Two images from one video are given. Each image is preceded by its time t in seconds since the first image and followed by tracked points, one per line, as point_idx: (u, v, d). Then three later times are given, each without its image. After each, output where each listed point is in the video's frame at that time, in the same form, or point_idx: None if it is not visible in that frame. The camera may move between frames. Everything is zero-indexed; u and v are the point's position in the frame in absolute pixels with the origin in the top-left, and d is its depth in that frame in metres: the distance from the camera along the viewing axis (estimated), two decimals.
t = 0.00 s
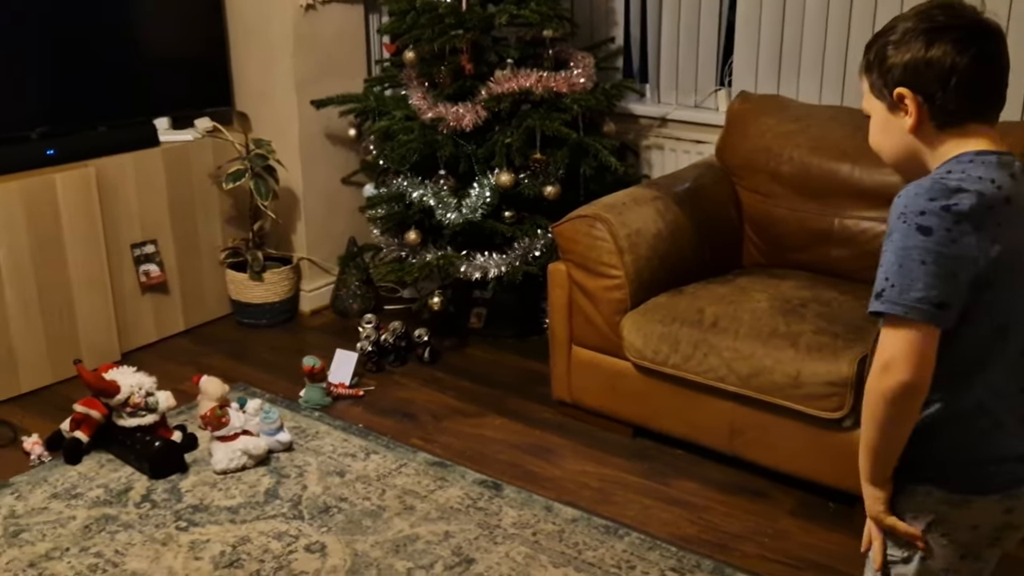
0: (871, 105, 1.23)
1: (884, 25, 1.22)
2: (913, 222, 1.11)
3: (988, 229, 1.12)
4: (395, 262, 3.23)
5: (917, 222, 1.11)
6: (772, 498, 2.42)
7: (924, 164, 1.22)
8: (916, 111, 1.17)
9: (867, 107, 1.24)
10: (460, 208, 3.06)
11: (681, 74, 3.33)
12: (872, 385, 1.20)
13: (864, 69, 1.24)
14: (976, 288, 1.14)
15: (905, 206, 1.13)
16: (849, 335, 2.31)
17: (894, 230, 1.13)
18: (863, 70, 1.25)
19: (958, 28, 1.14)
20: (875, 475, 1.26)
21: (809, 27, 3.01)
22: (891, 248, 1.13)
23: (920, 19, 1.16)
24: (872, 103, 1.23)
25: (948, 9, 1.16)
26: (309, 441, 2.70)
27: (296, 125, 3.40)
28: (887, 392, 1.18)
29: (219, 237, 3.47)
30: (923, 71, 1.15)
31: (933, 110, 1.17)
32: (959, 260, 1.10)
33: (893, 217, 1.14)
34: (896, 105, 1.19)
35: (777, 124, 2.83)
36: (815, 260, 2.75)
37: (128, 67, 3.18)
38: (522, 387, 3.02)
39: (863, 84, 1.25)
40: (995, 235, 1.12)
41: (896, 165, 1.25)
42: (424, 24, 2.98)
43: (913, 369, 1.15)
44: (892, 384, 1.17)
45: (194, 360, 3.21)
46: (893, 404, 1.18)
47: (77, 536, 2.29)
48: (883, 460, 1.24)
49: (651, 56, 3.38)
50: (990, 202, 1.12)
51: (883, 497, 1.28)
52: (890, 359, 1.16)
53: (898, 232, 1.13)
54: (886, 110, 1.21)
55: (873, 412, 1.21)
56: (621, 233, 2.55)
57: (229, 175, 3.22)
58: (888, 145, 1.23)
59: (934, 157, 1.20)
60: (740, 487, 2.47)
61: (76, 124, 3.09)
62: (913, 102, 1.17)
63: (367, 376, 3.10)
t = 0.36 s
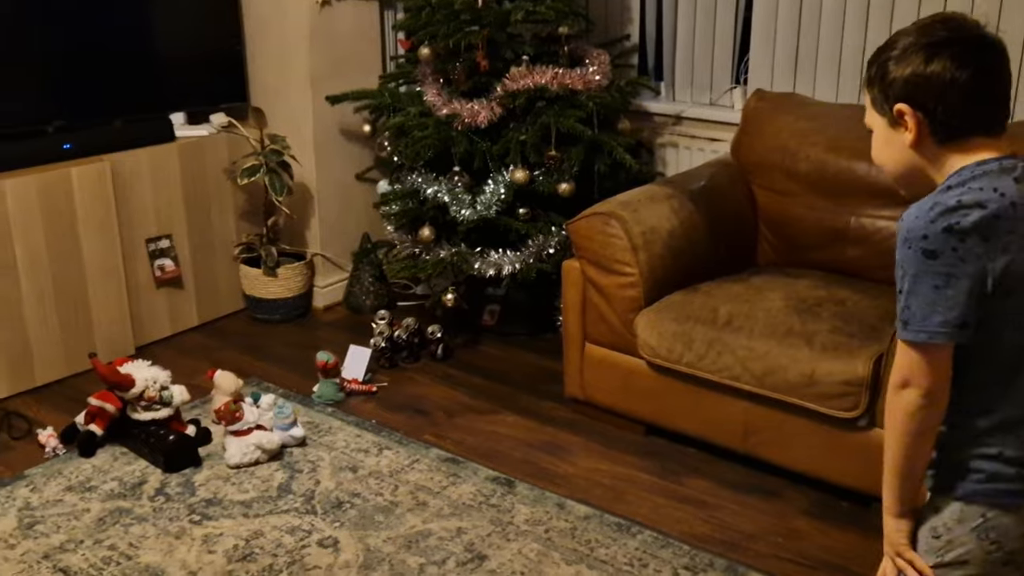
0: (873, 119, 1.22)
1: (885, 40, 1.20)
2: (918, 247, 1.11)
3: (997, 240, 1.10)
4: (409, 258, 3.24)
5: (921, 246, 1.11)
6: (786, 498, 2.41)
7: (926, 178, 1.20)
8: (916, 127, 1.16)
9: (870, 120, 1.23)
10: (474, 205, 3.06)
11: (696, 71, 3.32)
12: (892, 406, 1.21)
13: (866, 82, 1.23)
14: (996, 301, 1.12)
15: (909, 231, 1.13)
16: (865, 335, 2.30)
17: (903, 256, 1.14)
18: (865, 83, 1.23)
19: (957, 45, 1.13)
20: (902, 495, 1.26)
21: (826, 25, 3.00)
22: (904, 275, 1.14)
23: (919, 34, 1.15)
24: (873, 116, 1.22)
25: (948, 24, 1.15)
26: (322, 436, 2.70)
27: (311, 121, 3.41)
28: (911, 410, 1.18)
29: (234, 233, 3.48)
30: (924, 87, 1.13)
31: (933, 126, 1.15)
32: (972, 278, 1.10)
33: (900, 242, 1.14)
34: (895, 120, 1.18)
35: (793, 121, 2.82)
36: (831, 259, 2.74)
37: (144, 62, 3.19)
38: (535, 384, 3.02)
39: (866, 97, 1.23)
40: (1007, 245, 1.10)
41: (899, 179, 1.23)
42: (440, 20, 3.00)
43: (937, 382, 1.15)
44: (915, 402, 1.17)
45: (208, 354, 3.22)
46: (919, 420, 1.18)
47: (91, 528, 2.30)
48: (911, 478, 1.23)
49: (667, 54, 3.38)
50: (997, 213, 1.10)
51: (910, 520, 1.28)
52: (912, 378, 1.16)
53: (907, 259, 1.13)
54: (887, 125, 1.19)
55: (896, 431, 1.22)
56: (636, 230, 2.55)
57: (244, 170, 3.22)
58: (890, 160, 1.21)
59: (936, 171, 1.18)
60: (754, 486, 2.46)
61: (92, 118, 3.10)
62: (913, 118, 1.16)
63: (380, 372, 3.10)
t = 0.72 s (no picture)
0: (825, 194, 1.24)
1: (830, 112, 1.21)
2: (901, 316, 1.14)
3: (979, 286, 1.12)
4: (419, 251, 3.24)
5: (902, 315, 1.14)
6: (796, 493, 2.41)
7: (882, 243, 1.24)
8: (869, 210, 1.19)
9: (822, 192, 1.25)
10: (484, 199, 3.06)
11: (707, 65, 3.31)
12: (906, 473, 1.22)
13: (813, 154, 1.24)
14: (998, 343, 1.14)
15: (888, 303, 1.16)
16: (875, 329, 2.29)
17: (889, 325, 1.17)
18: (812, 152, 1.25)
19: (903, 129, 1.13)
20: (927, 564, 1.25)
21: (839, 19, 2.98)
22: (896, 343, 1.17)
23: (864, 119, 1.15)
24: (825, 190, 1.24)
25: (891, 103, 1.15)
26: (332, 428, 2.71)
27: (322, 113, 3.41)
28: (929, 472, 1.20)
29: (244, 225, 3.49)
30: (874, 174, 1.15)
31: (887, 210, 1.17)
32: (964, 331, 1.13)
33: (883, 312, 1.17)
34: (850, 203, 1.20)
35: (804, 115, 2.80)
36: (843, 254, 2.73)
37: (155, 54, 3.19)
38: (545, 377, 3.02)
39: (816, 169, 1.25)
40: (993, 287, 1.12)
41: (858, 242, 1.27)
42: (451, 13, 3.01)
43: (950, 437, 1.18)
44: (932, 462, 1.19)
45: (219, 346, 3.23)
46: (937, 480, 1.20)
47: (102, 519, 2.31)
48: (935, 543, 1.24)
49: (678, 47, 3.36)
50: (971, 261, 1.12)
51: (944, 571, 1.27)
52: (926, 437, 1.19)
53: (893, 328, 1.16)
54: (840, 203, 1.22)
55: (914, 496, 1.23)
56: (646, 224, 2.54)
57: (254, 163, 3.22)
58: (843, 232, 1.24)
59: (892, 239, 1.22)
60: (763, 481, 2.46)
61: (103, 110, 3.11)
62: (865, 202, 1.18)
63: (390, 365, 3.11)
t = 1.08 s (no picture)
0: (802, 232, 1.36)
1: (801, 156, 1.34)
2: (898, 339, 1.26)
3: (968, 302, 1.25)
4: (425, 246, 3.24)
5: (900, 338, 1.26)
6: (801, 488, 2.41)
7: (858, 272, 1.36)
8: (847, 241, 1.31)
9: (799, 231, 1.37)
10: (491, 194, 3.08)
11: (713, 60, 3.30)
12: (919, 493, 1.34)
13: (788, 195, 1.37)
14: (992, 351, 1.26)
15: (884, 330, 1.28)
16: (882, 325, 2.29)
17: (887, 351, 1.29)
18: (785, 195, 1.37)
19: (875, 167, 1.27)
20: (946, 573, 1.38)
21: (846, 14, 2.98)
22: (896, 367, 1.29)
23: (838, 159, 1.28)
24: (801, 229, 1.36)
25: (860, 143, 1.29)
26: (338, 423, 2.72)
27: (327, 108, 3.41)
28: (941, 490, 1.31)
29: (250, 221, 3.49)
30: (850, 207, 1.28)
31: (864, 240, 1.29)
32: (959, 345, 1.25)
33: (879, 338, 1.29)
34: (828, 237, 1.32)
35: (811, 110, 2.79)
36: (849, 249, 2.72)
37: (162, 51, 3.20)
38: (551, 373, 3.02)
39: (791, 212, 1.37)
40: (982, 299, 1.25)
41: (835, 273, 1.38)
42: (456, 9, 3.01)
43: (955, 455, 1.31)
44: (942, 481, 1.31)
45: (225, 342, 3.24)
46: (948, 498, 1.32)
47: (110, 514, 2.32)
48: (951, 556, 1.35)
49: (684, 42, 3.35)
50: (955, 277, 1.25)
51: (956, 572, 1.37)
52: (934, 457, 1.31)
53: (890, 353, 1.28)
54: (818, 238, 1.33)
55: (928, 514, 1.34)
56: (652, 219, 2.54)
57: (260, 159, 3.22)
58: (824, 264, 1.36)
59: (868, 268, 1.34)
60: (769, 476, 2.46)
61: (110, 107, 3.12)
62: (843, 234, 1.30)
63: (396, 360, 3.11)
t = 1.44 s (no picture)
0: (803, 228, 1.36)
1: (808, 153, 1.33)
2: (898, 333, 1.26)
3: (969, 294, 1.25)
4: (430, 244, 3.25)
5: (901, 333, 1.26)
6: (808, 485, 2.41)
7: (858, 271, 1.37)
8: (851, 241, 1.31)
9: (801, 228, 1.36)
10: (496, 190, 3.07)
11: (718, 56, 3.30)
12: (928, 492, 1.33)
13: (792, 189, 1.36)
14: (993, 344, 1.26)
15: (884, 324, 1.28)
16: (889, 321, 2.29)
17: (888, 346, 1.29)
18: (789, 189, 1.37)
19: (884, 169, 1.26)
20: (952, 573, 1.37)
21: (851, 10, 2.97)
22: (897, 362, 1.29)
23: (848, 161, 1.28)
24: (803, 225, 1.36)
25: (871, 145, 1.28)
26: (344, 420, 2.72)
27: (333, 106, 3.41)
28: (949, 489, 1.31)
29: (256, 218, 3.50)
30: (857, 208, 1.27)
31: (868, 240, 1.30)
32: (960, 338, 1.25)
33: (878, 333, 1.29)
34: (831, 236, 1.32)
35: (817, 106, 2.79)
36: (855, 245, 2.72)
37: (166, 49, 3.20)
38: (557, 369, 3.02)
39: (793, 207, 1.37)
40: (982, 290, 1.25)
41: (834, 270, 1.38)
42: (461, 6, 3.02)
43: (964, 454, 1.30)
44: (951, 479, 1.30)
45: (231, 339, 3.24)
46: (956, 497, 1.31)
47: (117, 511, 2.33)
48: (960, 554, 1.35)
49: (689, 38, 3.35)
50: (955, 270, 1.25)
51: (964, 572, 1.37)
52: (944, 455, 1.30)
53: (891, 348, 1.28)
54: (821, 237, 1.34)
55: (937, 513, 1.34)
56: (658, 216, 2.54)
57: (265, 156, 3.23)
58: (824, 261, 1.36)
59: (868, 267, 1.35)
60: (775, 472, 2.46)
61: (115, 105, 3.12)
62: (847, 234, 1.30)
63: (402, 357, 3.12)
